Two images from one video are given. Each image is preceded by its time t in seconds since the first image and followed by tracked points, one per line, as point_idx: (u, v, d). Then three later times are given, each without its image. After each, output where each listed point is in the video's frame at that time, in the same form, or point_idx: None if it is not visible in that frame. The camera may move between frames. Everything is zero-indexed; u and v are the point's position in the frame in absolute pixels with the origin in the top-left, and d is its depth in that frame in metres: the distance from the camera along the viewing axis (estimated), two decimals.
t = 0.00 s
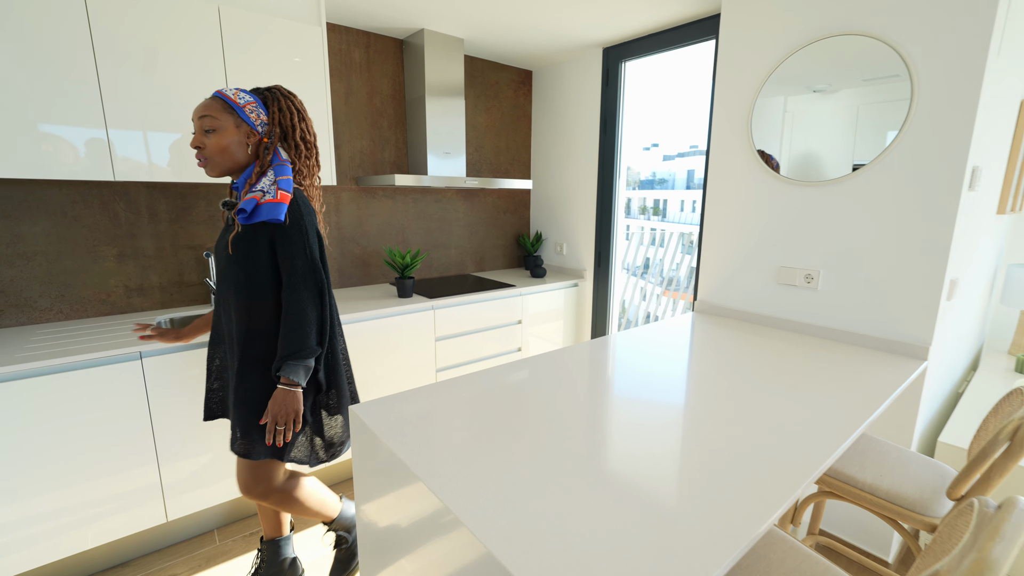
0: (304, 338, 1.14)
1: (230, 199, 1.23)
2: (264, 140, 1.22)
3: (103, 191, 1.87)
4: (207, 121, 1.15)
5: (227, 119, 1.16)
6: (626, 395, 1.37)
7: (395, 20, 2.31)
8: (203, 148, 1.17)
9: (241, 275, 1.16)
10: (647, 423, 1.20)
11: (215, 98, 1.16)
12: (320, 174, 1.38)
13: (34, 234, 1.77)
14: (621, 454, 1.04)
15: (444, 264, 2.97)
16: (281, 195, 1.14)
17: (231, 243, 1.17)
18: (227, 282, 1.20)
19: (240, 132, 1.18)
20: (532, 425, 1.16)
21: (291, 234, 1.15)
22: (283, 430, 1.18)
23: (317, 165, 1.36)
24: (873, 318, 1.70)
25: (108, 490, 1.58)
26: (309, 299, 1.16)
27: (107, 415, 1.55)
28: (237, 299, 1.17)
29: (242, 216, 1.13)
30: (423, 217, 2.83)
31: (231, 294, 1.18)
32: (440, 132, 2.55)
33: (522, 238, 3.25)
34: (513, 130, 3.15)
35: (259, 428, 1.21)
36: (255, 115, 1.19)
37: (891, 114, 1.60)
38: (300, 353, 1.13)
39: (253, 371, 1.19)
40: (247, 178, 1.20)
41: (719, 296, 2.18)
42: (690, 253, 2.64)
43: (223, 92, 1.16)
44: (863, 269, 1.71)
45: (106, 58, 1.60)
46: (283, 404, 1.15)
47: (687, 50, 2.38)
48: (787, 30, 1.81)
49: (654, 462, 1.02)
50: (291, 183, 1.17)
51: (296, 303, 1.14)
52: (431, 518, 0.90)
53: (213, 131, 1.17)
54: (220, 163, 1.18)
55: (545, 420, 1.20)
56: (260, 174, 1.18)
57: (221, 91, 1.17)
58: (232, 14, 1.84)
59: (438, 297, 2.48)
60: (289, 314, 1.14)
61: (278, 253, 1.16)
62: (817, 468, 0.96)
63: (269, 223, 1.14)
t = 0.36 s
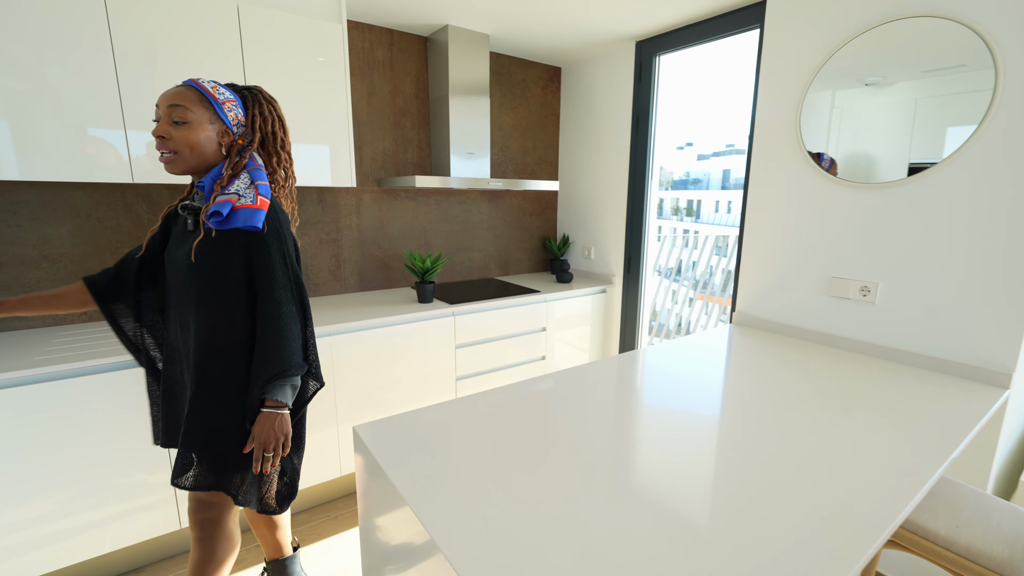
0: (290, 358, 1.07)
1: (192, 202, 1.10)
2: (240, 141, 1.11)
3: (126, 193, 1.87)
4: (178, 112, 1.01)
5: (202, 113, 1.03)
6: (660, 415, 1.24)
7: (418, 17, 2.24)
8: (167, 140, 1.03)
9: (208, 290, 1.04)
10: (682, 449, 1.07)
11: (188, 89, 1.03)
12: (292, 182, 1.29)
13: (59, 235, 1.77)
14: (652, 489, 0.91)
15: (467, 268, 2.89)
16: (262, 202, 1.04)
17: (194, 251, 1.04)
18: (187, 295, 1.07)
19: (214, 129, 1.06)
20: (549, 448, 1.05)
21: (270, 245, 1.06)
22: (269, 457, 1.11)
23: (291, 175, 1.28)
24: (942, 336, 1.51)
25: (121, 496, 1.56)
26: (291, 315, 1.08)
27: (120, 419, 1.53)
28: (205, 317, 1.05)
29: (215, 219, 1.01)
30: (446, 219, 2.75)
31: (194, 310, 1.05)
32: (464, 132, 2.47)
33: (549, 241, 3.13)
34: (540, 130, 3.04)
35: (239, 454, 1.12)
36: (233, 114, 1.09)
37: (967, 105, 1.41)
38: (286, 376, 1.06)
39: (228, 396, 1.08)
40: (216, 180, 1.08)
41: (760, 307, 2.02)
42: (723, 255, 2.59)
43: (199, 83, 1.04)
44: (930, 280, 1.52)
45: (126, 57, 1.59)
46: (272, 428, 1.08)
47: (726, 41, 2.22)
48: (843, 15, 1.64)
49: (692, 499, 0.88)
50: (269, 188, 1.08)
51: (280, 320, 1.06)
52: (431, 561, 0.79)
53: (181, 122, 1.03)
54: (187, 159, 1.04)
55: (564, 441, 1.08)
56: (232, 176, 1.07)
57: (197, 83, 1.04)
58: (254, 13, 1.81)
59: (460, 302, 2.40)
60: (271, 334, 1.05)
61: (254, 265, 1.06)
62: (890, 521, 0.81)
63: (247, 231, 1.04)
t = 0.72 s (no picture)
0: (262, 390, 0.94)
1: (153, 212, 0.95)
2: (213, 147, 0.95)
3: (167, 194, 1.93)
4: (140, 111, 0.86)
5: (168, 113, 0.88)
6: (697, 430, 1.13)
7: (451, 16, 2.21)
8: (125, 140, 0.87)
9: (161, 314, 0.90)
10: (721, 470, 0.96)
11: (154, 84, 0.88)
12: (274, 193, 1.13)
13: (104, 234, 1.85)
14: (685, 516, 0.82)
15: (497, 270, 2.84)
16: (235, 226, 0.90)
17: (147, 270, 0.89)
18: (135, 318, 0.91)
19: (183, 132, 0.91)
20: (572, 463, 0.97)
21: (239, 267, 0.92)
22: (243, 492, 1.00)
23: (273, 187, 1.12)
24: None
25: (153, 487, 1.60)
26: (264, 340, 0.96)
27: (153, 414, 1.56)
28: (155, 343, 0.90)
29: (181, 243, 0.87)
30: (477, 221, 2.72)
31: (145, 335, 0.90)
32: (496, 132, 2.42)
33: (581, 244, 3.05)
34: (574, 129, 2.96)
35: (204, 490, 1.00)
36: (205, 116, 0.94)
37: None
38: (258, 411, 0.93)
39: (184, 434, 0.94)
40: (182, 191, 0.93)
41: (808, 317, 1.87)
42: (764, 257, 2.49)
43: (169, 79, 0.89)
44: (1012, 294, 1.34)
45: (165, 60, 1.63)
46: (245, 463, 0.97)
47: (775, 32, 2.07)
48: None
49: (733, 529, 0.79)
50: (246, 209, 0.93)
51: (250, 348, 0.93)
52: None
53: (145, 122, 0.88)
54: (148, 164, 0.89)
55: (588, 456, 1.01)
56: (203, 190, 0.92)
57: (166, 78, 0.89)
58: (289, 16, 1.83)
59: (489, 306, 2.36)
60: (239, 364, 0.92)
61: (216, 287, 0.91)
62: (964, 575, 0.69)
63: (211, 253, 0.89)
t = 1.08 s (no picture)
0: (233, 401, 0.90)
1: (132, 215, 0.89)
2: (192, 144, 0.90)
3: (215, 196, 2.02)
4: (111, 107, 0.81)
5: (141, 108, 0.83)
6: (734, 444, 1.05)
7: (487, 16, 2.20)
8: (97, 138, 0.82)
9: (145, 315, 0.88)
10: (757, 489, 0.89)
11: (123, 77, 0.82)
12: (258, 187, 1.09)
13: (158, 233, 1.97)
14: (711, 536, 0.76)
15: (531, 273, 2.81)
16: (230, 232, 0.88)
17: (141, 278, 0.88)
18: (121, 318, 0.89)
19: (159, 127, 0.85)
20: (590, 475, 0.93)
21: (235, 277, 0.92)
22: (184, 509, 0.92)
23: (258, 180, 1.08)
24: None
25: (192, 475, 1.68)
26: (246, 351, 0.93)
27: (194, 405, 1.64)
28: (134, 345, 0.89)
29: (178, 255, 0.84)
30: (511, 222, 2.69)
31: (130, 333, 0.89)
32: (531, 133, 2.39)
33: (619, 247, 2.96)
34: (613, 129, 2.88)
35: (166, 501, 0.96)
36: (182, 109, 0.89)
37: None
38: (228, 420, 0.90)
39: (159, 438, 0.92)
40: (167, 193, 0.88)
41: (863, 328, 1.72)
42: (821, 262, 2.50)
43: (138, 71, 0.83)
44: None
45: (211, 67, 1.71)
46: (199, 479, 0.91)
47: (832, 21, 1.91)
48: None
49: (748, 554, 0.72)
50: (237, 211, 0.91)
51: (226, 356, 0.90)
52: None
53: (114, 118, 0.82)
54: (125, 165, 0.84)
55: (610, 468, 0.95)
56: (190, 192, 0.87)
57: (134, 69, 0.83)
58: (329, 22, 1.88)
59: (520, 309, 2.33)
60: (214, 371, 0.89)
61: (202, 291, 0.90)
62: None
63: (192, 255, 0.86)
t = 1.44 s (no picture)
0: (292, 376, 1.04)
1: (169, 214, 0.94)
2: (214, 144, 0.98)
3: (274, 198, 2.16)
4: (147, 114, 0.87)
5: (174, 114, 0.90)
6: (775, 463, 0.97)
7: (533, 18, 2.19)
8: (135, 145, 0.88)
9: (199, 309, 0.96)
10: (794, 513, 0.81)
11: (153, 86, 0.88)
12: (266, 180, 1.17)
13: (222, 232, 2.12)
14: (733, 561, 0.70)
15: (575, 276, 2.77)
16: (268, 225, 1.00)
17: (197, 273, 0.95)
18: (169, 315, 0.95)
19: (189, 131, 0.93)
20: (610, 486, 0.89)
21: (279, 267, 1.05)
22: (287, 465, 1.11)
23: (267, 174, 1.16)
24: None
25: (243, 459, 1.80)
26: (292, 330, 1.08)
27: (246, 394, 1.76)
28: (182, 333, 0.96)
29: (232, 250, 0.96)
30: (556, 224, 2.67)
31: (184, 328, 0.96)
32: (575, 134, 2.35)
33: (668, 250, 2.85)
34: (664, 129, 2.78)
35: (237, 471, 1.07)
36: (205, 113, 0.96)
37: None
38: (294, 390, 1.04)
39: (217, 412, 1.03)
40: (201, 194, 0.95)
41: (938, 344, 1.54)
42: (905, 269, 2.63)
43: (164, 79, 0.90)
44: None
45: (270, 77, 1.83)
46: (293, 439, 1.10)
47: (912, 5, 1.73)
48: None
49: None
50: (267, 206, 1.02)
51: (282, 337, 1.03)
52: None
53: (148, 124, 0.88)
54: (163, 169, 0.90)
55: (632, 481, 0.91)
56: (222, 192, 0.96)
57: (160, 77, 0.89)
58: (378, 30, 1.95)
59: (560, 312, 2.30)
60: (273, 350, 1.02)
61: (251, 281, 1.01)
62: None
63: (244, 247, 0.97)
